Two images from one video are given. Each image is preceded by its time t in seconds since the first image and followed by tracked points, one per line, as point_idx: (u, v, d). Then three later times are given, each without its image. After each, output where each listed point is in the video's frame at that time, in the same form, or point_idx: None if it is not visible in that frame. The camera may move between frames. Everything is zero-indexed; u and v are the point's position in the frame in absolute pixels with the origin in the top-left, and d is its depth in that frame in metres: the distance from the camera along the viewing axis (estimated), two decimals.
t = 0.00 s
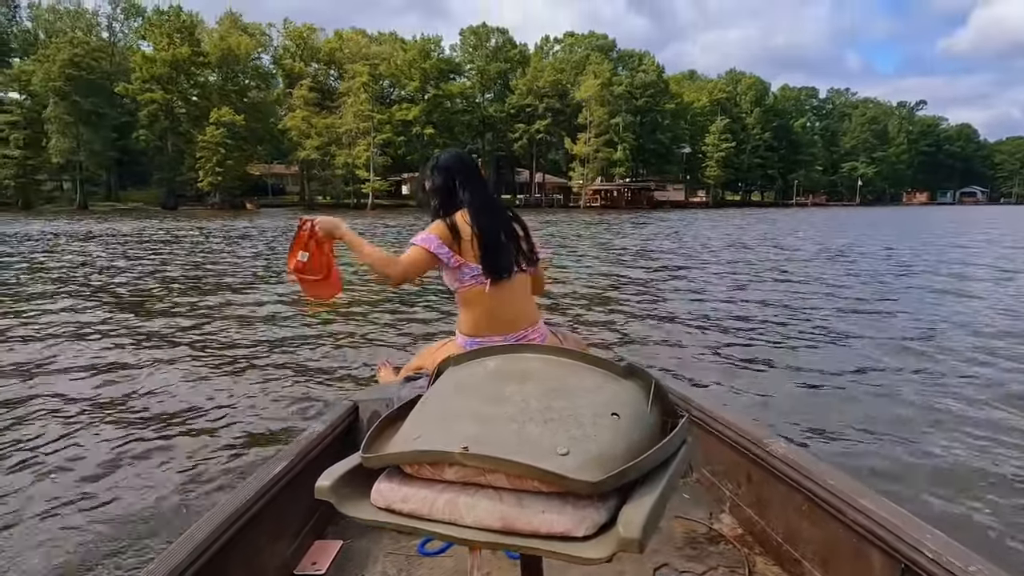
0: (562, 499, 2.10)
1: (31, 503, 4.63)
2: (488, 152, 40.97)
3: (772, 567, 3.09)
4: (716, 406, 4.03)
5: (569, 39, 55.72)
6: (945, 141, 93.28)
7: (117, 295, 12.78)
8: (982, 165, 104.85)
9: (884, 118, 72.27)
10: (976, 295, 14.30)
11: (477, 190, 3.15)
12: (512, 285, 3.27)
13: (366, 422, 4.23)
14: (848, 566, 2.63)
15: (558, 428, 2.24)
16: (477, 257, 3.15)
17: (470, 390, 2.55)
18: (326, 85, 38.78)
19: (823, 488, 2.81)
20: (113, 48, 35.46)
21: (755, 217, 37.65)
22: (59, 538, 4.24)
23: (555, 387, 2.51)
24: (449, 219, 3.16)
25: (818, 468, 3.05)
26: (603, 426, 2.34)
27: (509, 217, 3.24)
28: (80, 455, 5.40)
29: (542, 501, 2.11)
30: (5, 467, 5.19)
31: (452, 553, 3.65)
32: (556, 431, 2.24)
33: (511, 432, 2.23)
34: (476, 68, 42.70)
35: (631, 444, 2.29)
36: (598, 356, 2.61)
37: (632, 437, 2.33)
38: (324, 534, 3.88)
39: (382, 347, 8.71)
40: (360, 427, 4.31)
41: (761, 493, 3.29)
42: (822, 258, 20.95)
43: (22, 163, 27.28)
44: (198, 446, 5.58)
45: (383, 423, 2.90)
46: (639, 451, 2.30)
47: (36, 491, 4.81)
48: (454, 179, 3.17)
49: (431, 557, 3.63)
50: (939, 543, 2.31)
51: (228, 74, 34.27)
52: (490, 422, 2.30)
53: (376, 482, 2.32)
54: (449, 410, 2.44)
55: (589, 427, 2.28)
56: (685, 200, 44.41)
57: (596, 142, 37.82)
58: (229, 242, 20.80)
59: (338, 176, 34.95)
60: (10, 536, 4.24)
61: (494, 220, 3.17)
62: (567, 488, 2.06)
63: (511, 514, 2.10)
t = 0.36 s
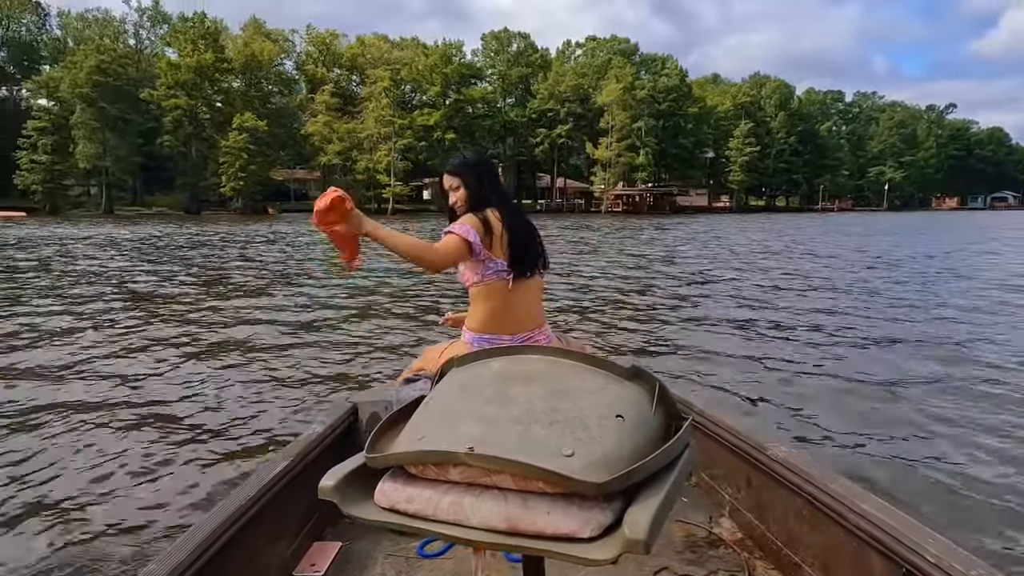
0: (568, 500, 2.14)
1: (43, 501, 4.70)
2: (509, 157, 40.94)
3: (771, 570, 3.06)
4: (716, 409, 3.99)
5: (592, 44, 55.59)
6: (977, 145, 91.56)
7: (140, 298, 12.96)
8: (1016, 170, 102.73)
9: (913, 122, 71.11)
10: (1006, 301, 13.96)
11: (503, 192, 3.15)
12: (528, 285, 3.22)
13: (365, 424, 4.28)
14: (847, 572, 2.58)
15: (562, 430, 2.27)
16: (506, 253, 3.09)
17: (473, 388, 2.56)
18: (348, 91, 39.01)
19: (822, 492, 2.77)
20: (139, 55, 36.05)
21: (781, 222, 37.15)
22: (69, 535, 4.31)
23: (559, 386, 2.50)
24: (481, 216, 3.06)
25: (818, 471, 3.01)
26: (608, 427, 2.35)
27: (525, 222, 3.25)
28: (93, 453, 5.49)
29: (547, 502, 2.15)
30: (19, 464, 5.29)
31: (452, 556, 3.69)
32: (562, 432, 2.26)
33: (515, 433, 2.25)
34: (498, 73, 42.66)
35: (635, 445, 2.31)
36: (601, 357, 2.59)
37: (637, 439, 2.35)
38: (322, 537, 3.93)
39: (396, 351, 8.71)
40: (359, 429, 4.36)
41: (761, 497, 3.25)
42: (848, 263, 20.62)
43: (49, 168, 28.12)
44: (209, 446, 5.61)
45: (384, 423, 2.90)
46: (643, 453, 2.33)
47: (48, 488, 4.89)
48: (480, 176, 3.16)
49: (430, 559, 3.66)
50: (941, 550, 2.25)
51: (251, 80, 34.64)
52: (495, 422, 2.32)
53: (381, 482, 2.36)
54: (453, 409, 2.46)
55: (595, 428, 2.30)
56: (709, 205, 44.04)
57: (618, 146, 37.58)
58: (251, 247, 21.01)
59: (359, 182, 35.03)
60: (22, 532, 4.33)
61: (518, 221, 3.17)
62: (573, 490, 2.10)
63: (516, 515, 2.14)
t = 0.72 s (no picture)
0: (564, 499, 2.16)
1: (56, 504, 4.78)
2: (528, 161, 40.86)
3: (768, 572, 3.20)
4: (713, 410, 4.13)
5: (613, 48, 55.38)
6: (1008, 150, 89.89)
7: (159, 301, 13.12)
8: None
9: (940, 126, 69.99)
10: None
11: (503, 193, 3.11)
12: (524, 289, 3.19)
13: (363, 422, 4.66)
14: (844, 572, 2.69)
15: (558, 428, 2.28)
16: (507, 256, 3.05)
17: (471, 385, 2.58)
18: (369, 96, 39.18)
19: (821, 494, 2.87)
20: (163, 61, 36.44)
21: (804, 227, 36.74)
22: (80, 540, 4.37)
23: (556, 384, 2.52)
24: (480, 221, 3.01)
25: (815, 472, 3.13)
26: (604, 425, 2.37)
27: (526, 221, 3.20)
28: (105, 457, 5.56)
29: (544, 500, 2.16)
30: (33, 468, 5.37)
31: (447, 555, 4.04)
32: (559, 430, 2.28)
33: (511, 432, 2.27)
34: (518, 77, 42.61)
35: (631, 442, 2.34)
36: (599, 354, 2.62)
37: (633, 435, 2.38)
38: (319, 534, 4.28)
39: (409, 356, 8.75)
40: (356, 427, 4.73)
41: (758, 498, 3.38)
42: (871, 268, 20.32)
43: (75, 173, 28.52)
44: (219, 450, 5.66)
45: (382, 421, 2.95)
46: (639, 451, 2.35)
47: (60, 491, 4.97)
48: (485, 175, 3.08)
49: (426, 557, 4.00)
50: (937, 549, 2.35)
51: (273, 85, 34.89)
52: (490, 419, 2.33)
53: (377, 479, 2.37)
54: (449, 407, 2.48)
55: (591, 427, 2.33)
56: (731, 210, 43.60)
57: (640, 150, 37.34)
58: (271, 250, 21.17)
59: (378, 187, 35.08)
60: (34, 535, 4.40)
61: (519, 223, 3.12)
62: (568, 487, 2.12)
63: (511, 513, 2.14)
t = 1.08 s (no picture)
0: (556, 490, 2.17)
1: (62, 524, 4.88)
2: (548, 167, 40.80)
3: (764, 569, 3.22)
4: (707, 407, 4.16)
5: (634, 52, 55.10)
6: None
7: (178, 306, 13.32)
8: None
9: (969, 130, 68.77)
10: None
11: (483, 199, 3.33)
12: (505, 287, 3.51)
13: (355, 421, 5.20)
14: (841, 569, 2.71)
15: (548, 419, 2.32)
16: (482, 258, 3.38)
17: (463, 379, 2.63)
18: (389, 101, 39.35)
19: (819, 492, 2.88)
20: (186, 68, 36.87)
21: (828, 232, 36.34)
22: (88, 560, 4.48)
23: (548, 377, 2.57)
24: (452, 221, 3.36)
25: (812, 470, 3.14)
26: (595, 418, 2.41)
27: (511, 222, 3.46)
28: (115, 475, 5.67)
29: (533, 491, 2.18)
30: (48, 481, 5.53)
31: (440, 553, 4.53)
32: (549, 422, 2.32)
33: (501, 423, 2.31)
34: (539, 82, 42.54)
35: (623, 434, 2.38)
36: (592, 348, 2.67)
37: (625, 428, 2.42)
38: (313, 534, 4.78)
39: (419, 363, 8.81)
40: (347, 431, 5.22)
41: (755, 495, 3.40)
42: (895, 274, 20.02)
43: (99, 179, 29.05)
44: (226, 471, 5.74)
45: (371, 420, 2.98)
46: (630, 444, 2.38)
47: (76, 505, 5.16)
48: (461, 175, 3.33)
49: (420, 556, 4.52)
50: (934, 543, 2.37)
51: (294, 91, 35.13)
52: (480, 411, 2.38)
53: (365, 473, 2.40)
54: (440, 401, 2.52)
55: (583, 419, 2.36)
56: (754, 216, 43.18)
57: (660, 155, 37.10)
58: (290, 255, 21.38)
59: (398, 193, 35.19)
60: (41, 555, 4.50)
61: (497, 224, 3.39)
62: (558, 478, 2.14)
63: (500, 505, 2.17)
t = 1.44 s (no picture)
0: (568, 485, 2.44)
1: (76, 519, 4.90)
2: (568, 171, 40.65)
3: (774, 565, 3.15)
4: (713, 404, 4.09)
5: (655, 56, 54.77)
6: None
7: (197, 308, 13.46)
8: None
9: (1000, 134, 67.40)
10: None
11: (465, 200, 3.49)
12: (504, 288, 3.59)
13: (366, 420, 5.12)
14: (853, 565, 2.65)
15: (557, 416, 2.59)
16: (472, 260, 3.52)
17: (474, 377, 2.92)
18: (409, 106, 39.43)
19: (829, 486, 2.83)
20: (209, 75, 37.23)
21: (854, 237, 35.74)
22: (103, 550, 4.56)
23: (556, 373, 2.86)
24: (439, 223, 3.55)
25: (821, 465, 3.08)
26: (605, 413, 2.68)
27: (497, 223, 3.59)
28: (130, 470, 5.70)
29: (544, 487, 2.45)
30: (66, 475, 5.62)
31: (451, 552, 4.44)
32: (559, 417, 2.60)
33: (511, 419, 2.58)
34: (559, 86, 42.38)
35: (631, 429, 2.64)
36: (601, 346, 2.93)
37: (633, 423, 2.69)
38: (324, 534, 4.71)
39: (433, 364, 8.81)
40: (358, 427, 5.15)
41: (764, 491, 3.33)
42: (921, 279, 19.64)
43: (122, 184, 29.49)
44: (240, 466, 5.74)
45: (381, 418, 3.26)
46: (639, 440, 2.63)
47: (92, 497, 5.23)
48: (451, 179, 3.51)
49: (431, 555, 4.44)
50: (944, 537, 2.32)
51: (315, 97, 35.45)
52: (491, 409, 2.65)
53: (379, 471, 2.69)
54: (452, 399, 2.79)
55: (590, 415, 2.63)
56: (778, 221, 42.64)
57: (682, 159, 36.76)
58: (309, 260, 21.49)
59: (418, 198, 35.20)
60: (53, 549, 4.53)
61: (482, 226, 3.53)
62: (570, 473, 2.41)
63: (512, 499, 2.44)
